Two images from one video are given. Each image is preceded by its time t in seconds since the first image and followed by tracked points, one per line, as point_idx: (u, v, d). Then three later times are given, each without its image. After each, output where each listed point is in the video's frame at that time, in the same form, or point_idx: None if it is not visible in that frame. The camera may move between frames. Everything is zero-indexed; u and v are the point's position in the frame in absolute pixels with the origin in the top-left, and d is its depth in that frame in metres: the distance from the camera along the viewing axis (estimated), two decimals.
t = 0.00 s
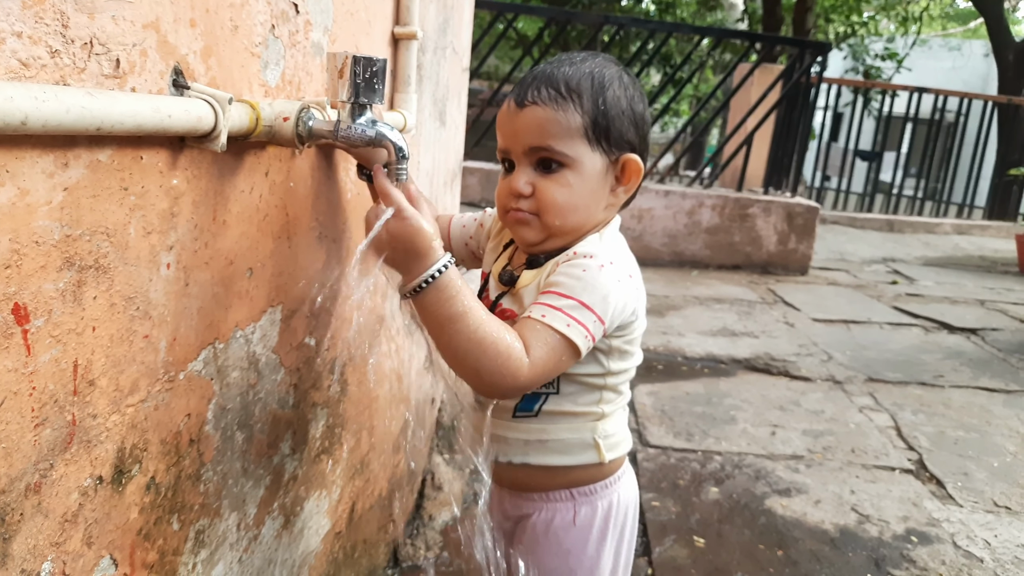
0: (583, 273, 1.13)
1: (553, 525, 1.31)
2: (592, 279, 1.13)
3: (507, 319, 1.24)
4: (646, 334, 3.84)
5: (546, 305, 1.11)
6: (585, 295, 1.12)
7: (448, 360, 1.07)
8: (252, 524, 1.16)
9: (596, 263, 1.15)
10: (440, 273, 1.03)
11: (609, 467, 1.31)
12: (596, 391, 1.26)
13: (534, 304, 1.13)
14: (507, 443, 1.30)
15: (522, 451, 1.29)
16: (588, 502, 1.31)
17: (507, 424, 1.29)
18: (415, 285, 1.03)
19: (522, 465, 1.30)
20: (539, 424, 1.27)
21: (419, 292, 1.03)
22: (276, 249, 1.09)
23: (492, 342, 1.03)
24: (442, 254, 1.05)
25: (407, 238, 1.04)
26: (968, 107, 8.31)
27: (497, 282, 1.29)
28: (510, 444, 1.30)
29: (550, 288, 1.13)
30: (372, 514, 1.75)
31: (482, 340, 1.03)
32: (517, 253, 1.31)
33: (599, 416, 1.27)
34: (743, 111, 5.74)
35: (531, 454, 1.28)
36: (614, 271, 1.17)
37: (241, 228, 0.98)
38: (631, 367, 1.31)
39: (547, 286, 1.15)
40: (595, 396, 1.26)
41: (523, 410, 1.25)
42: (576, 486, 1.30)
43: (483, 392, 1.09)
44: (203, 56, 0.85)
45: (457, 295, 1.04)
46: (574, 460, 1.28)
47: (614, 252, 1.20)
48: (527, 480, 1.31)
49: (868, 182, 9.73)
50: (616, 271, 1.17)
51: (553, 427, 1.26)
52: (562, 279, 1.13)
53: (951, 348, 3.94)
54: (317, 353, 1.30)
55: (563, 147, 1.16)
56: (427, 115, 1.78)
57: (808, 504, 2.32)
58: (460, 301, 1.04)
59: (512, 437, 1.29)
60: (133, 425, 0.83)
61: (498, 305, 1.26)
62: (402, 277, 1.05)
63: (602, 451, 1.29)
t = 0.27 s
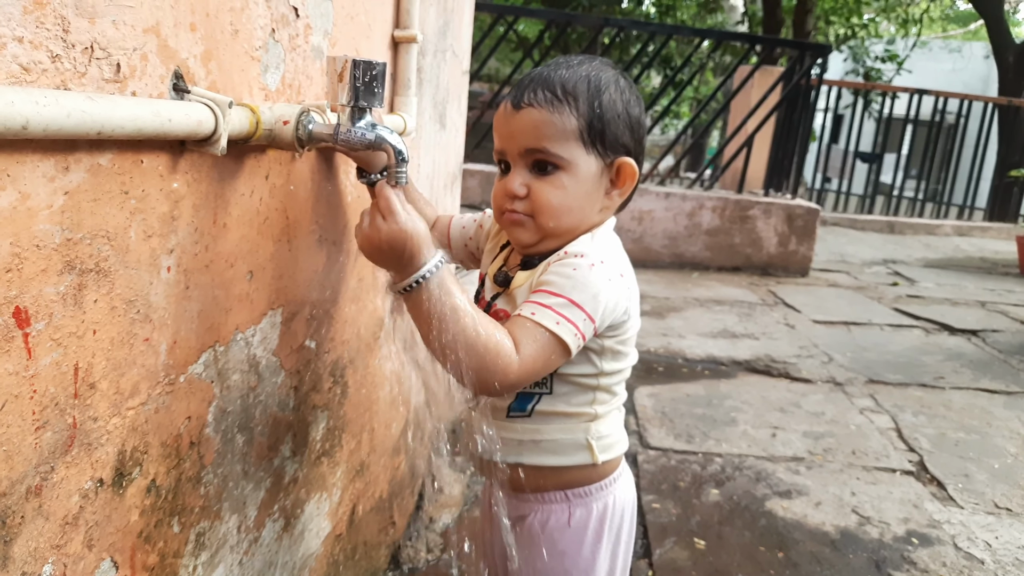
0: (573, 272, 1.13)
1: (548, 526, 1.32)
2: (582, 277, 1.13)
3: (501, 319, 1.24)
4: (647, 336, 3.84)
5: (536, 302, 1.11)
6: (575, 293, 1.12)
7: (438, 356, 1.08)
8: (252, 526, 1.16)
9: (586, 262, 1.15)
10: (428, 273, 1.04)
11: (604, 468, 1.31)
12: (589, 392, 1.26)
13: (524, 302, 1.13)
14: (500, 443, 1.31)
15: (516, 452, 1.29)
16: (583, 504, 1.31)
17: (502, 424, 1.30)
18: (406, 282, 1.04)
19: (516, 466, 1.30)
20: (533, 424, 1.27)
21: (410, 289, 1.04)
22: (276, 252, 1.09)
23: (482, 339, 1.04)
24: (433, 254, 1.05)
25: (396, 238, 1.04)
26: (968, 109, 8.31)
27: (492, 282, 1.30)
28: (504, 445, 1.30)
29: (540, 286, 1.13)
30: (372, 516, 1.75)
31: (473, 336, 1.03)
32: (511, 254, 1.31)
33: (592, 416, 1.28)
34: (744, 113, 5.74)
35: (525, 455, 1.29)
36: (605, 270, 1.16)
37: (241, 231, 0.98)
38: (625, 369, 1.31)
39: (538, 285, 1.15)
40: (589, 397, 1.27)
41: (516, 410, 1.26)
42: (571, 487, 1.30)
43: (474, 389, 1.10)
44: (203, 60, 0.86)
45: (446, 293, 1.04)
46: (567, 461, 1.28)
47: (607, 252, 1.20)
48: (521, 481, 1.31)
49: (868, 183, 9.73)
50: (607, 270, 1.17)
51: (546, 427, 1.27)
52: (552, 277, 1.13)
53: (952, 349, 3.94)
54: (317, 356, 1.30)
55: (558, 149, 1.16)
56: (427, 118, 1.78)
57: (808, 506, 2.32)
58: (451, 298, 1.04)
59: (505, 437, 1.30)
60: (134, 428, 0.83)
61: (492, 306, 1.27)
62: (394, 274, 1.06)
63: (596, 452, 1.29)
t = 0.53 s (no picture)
0: (569, 267, 1.13)
1: (546, 525, 1.32)
2: (578, 273, 1.13)
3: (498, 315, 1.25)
4: (648, 336, 3.84)
5: (532, 297, 1.11)
6: (571, 288, 1.12)
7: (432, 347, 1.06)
8: (252, 524, 1.16)
9: (583, 258, 1.15)
10: (432, 262, 1.04)
11: (602, 468, 1.31)
12: (586, 390, 1.27)
13: (522, 297, 1.13)
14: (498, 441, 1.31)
15: (513, 450, 1.29)
16: (582, 504, 1.31)
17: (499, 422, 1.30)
18: (407, 269, 1.04)
19: (514, 464, 1.31)
20: (530, 422, 1.27)
21: (411, 277, 1.04)
22: (276, 250, 1.09)
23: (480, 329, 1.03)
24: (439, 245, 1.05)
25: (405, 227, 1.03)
26: (971, 110, 8.30)
27: (491, 279, 1.30)
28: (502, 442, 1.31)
29: (537, 281, 1.14)
30: (372, 515, 1.75)
31: (470, 325, 1.03)
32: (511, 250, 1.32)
33: (589, 415, 1.28)
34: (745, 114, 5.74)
35: (523, 453, 1.29)
36: (601, 266, 1.16)
37: (241, 229, 0.99)
38: (623, 368, 1.31)
39: (535, 281, 1.15)
40: (586, 395, 1.27)
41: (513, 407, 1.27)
42: (569, 487, 1.30)
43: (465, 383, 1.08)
44: (204, 59, 0.86)
45: (448, 283, 1.04)
46: (564, 460, 1.28)
47: (604, 248, 1.20)
48: (518, 479, 1.31)
49: (870, 184, 9.72)
50: (603, 266, 1.17)
51: (543, 425, 1.27)
52: (549, 272, 1.13)
53: (953, 350, 3.94)
54: (318, 355, 1.30)
55: (559, 147, 1.16)
56: (428, 118, 1.79)
57: (809, 507, 2.32)
58: (450, 289, 1.04)
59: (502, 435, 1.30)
60: (133, 425, 0.83)
61: (491, 303, 1.27)
62: (395, 260, 1.05)
63: (593, 451, 1.29)
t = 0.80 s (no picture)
0: (571, 268, 1.13)
1: (546, 531, 1.32)
2: (580, 274, 1.13)
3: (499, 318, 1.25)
4: (647, 339, 3.84)
5: (533, 296, 1.12)
6: (572, 288, 1.12)
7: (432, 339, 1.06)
8: (248, 527, 1.16)
9: (584, 259, 1.15)
10: (438, 253, 1.03)
11: (603, 473, 1.31)
12: (588, 394, 1.27)
13: (523, 296, 1.13)
14: (499, 445, 1.31)
15: (514, 454, 1.29)
16: (582, 510, 1.31)
17: (500, 426, 1.30)
18: (413, 259, 1.03)
19: (515, 469, 1.30)
20: (531, 427, 1.28)
21: (415, 267, 1.03)
22: (273, 253, 1.09)
23: (481, 325, 1.03)
24: (445, 236, 1.04)
25: (410, 216, 1.02)
26: (970, 114, 8.31)
27: (491, 283, 1.30)
28: (502, 447, 1.30)
29: (538, 281, 1.14)
30: (370, 518, 1.75)
31: (471, 322, 1.02)
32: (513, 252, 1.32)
33: (591, 420, 1.28)
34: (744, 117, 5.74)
35: (524, 457, 1.29)
36: (603, 267, 1.17)
37: (238, 232, 0.99)
38: (624, 372, 1.31)
39: (537, 281, 1.15)
40: (587, 400, 1.27)
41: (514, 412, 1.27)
42: (569, 493, 1.30)
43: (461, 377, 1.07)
44: (202, 62, 0.86)
45: (454, 276, 1.04)
46: (565, 465, 1.28)
47: (606, 250, 1.20)
48: (519, 484, 1.31)
49: (869, 188, 9.72)
50: (605, 267, 1.17)
51: (544, 430, 1.27)
52: (550, 272, 1.14)
53: (952, 354, 3.94)
54: (315, 357, 1.30)
55: (562, 148, 1.17)
56: (427, 121, 1.79)
57: (806, 510, 2.32)
58: (455, 283, 1.03)
59: (504, 440, 1.30)
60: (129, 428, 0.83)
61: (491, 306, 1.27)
62: (401, 250, 1.04)
63: (594, 456, 1.29)
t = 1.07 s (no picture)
0: (568, 264, 1.14)
1: (547, 534, 1.32)
2: (577, 270, 1.13)
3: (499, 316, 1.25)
4: (646, 340, 3.84)
5: (530, 292, 1.12)
6: (569, 284, 1.12)
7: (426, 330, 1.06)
8: (247, 527, 1.16)
9: (582, 255, 1.15)
10: (431, 245, 1.02)
11: (604, 475, 1.31)
12: (589, 395, 1.27)
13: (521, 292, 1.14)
14: (500, 446, 1.30)
15: (515, 455, 1.29)
16: (583, 513, 1.31)
17: (501, 426, 1.30)
18: (408, 252, 1.02)
19: (516, 470, 1.30)
20: (532, 428, 1.27)
21: (410, 260, 1.02)
22: (272, 253, 1.09)
23: (475, 320, 1.03)
24: (439, 228, 1.04)
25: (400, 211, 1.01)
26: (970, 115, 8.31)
27: (492, 284, 1.30)
28: (503, 448, 1.30)
29: (536, 277, 1.14)
30: (369, 518, 1.75)
31: (465, 316, 1.03)
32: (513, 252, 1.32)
33: (592, 421, 1.28)
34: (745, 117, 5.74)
35: (525, 458, 1.29)
36: (601, 263, 1.16)
37: (237, 232, 0.99)
38: (625, 373, 1.31)
39: (535, 277, 1.16)
40: (588, 400, 1.27)
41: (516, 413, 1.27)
42: (570, 496, 1.30)
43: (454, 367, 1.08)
44: (201, 62, 0.86)
45: (448, 269, 1.04)
46: (566, 466, 1.28)
47: (605, 246, 1.19)
48: (519, 485, 1.31)
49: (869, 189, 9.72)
50: (604, 264, 1.17)
51: (545, 431, 1.27)
52: (548, 268, 1.14)
53: (951, 355, 3.94)
54: (314, 357, 1.30)
55: (563, 147, 1.17)
56: (426, 121, 1.79)
57: (806, 511, 2.32)
58: (449, 276, 1.03)
59: (504, 440, 1.30)
60: (127, 428, 0.83)
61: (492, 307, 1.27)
62: (396, 243, 1.04)
63: (595, 458, 1.29)
